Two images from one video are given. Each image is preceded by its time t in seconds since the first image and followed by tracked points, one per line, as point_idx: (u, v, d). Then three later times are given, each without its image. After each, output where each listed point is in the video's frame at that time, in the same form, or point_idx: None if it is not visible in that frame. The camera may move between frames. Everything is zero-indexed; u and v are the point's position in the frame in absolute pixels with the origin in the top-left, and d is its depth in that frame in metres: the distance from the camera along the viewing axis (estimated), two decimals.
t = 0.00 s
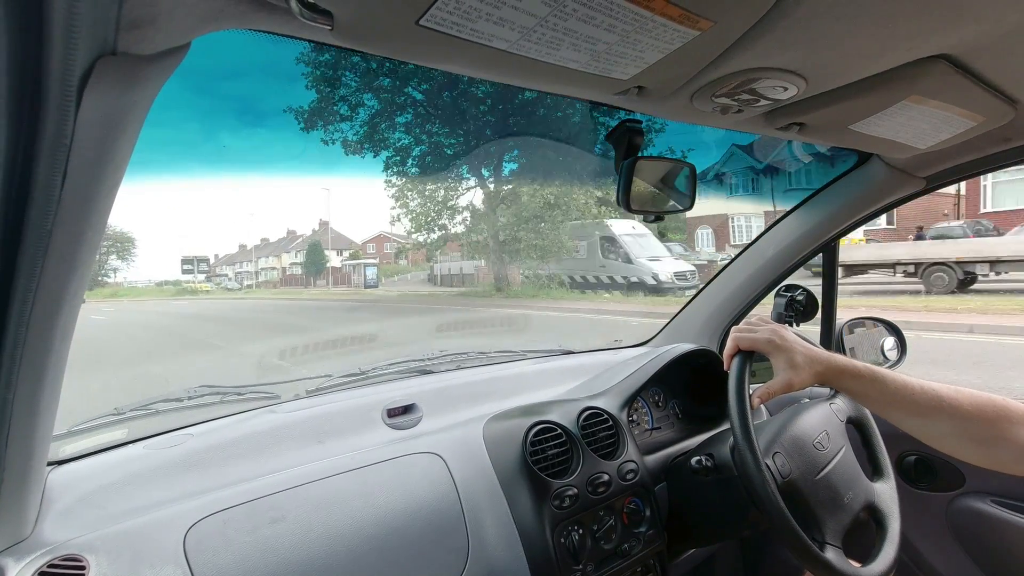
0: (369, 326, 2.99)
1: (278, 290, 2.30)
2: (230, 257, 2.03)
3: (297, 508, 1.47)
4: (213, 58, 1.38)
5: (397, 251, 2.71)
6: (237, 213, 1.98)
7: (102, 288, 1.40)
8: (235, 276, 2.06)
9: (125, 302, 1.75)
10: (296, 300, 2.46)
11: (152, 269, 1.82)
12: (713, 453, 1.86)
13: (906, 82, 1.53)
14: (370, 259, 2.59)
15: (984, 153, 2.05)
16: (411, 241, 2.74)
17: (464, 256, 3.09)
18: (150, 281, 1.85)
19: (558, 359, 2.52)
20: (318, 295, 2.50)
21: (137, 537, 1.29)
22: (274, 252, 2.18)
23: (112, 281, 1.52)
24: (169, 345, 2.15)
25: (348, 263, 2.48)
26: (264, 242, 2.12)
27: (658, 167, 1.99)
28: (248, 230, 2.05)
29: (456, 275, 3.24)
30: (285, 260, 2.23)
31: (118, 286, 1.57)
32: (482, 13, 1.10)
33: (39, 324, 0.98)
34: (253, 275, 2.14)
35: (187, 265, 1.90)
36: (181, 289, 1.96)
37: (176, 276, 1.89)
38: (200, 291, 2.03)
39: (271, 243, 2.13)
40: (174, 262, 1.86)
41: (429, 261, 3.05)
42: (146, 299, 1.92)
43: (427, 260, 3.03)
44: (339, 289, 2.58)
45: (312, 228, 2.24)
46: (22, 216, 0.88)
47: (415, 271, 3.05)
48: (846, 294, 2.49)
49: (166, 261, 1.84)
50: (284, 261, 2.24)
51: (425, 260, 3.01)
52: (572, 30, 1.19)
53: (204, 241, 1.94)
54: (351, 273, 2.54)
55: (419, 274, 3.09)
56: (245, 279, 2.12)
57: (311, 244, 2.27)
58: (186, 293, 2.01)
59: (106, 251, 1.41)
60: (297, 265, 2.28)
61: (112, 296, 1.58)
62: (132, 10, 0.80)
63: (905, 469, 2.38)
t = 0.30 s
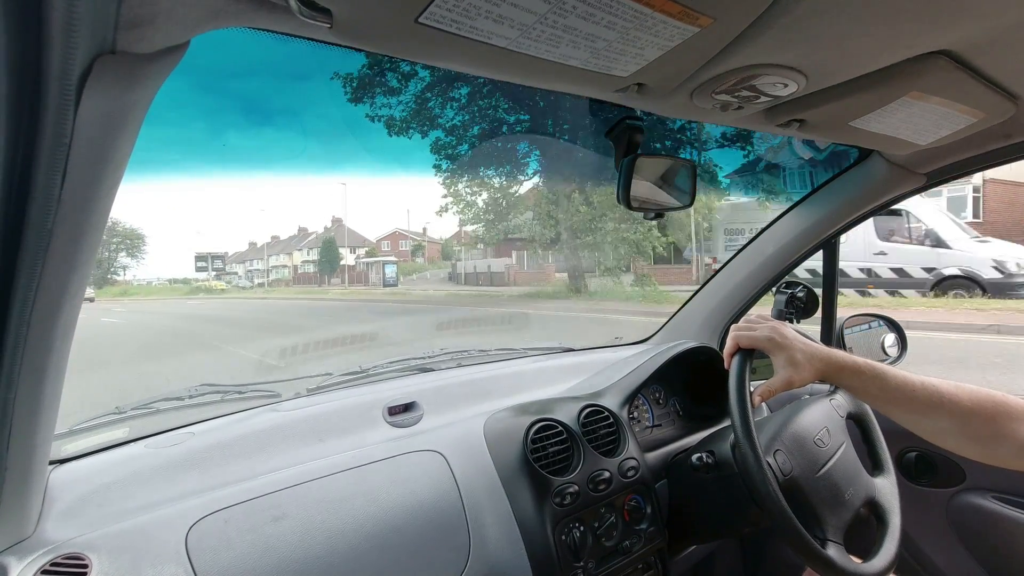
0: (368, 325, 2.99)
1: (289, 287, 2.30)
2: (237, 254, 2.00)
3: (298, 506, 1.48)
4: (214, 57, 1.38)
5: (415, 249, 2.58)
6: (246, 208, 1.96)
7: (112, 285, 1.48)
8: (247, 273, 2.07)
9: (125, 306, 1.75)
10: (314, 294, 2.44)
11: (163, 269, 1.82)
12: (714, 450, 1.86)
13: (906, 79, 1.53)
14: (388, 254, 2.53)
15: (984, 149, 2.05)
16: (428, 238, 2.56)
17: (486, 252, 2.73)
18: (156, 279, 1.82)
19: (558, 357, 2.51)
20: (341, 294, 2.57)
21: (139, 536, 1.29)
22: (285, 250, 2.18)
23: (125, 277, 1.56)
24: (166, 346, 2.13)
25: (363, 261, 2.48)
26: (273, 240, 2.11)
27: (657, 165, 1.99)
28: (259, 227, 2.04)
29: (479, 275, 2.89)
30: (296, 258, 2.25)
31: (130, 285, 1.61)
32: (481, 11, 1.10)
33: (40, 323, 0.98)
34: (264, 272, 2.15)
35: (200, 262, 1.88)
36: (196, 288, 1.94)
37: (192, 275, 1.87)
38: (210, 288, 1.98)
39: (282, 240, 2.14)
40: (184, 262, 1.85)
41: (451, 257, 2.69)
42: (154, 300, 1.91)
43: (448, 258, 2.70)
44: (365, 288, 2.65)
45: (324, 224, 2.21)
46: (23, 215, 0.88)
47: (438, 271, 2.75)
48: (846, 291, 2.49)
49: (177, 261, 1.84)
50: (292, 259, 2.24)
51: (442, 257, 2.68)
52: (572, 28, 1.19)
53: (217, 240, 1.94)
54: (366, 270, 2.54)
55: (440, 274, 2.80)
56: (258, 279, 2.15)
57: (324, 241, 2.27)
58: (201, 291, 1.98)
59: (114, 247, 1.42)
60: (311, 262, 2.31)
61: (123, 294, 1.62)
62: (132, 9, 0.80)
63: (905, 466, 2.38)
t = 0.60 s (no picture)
0: (368, 325, 3.00)
1: (303, 285, 2.42)
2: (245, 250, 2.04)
3: (298, 506, 1.48)
4: (216, 59, 1.37)
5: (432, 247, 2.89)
6: (259, 206, 2.00)
7: (123, 283, 1.54)
8: (257, 271, 2.10)
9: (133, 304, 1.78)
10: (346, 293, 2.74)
11: (181, 266, 1.86)
12: (714, 449, 1.87)
13: (906, 77, 1.53)
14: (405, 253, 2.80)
15: (984, 148, 2.05)
16: (444, 236, 2.87)
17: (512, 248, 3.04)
18: (159, 279, 1.85)
19: (557, 356, 2.52)
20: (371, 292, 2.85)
21: (140, 536, 1.29)
22: (297, 249, 2.27)
23: (132, 276, 1.61)
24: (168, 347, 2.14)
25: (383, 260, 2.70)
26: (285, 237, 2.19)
27: (657, 165, 2.00)
28: (271, 223, 2.09)
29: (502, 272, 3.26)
30: (308, 255, 2.34)
31: (138, 284, 1.65)
32: (480, 10, 1.10)
33: (40, 323, 0.98)
34: (275, 270, 2.19)
35: (215, 259, 1.91)
36: (210, 285, 1.99)
37: (205, 272, 1.90)
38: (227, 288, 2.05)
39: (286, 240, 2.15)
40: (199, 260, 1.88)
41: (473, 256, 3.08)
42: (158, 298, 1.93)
43: (465, 256, 3.06)
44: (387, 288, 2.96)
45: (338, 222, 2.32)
46: (23, 216, 0.88)
47: (458, 267, 3.12)
48: (846, 290, 2.49)
49: (192, 258, 1.87)
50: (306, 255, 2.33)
51: (459, 255, 3.05)
52: (572, 27, 1.19)
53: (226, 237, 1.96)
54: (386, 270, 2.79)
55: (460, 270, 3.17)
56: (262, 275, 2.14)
57: (341, 237, 2.41)
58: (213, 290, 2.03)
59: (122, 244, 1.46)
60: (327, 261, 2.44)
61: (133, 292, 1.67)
62: (131, 9, 0.80)
63: (906, 465, 2.38)
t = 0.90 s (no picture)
0: (367, 326, 3.00)
1: (320, 284, 2.52)
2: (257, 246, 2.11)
3: (297, 508, 1.47)
4: (217, 61, 1.37)
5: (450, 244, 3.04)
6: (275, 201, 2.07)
7: (134, 282, 1.65)
8: (270, 270, 2.20)
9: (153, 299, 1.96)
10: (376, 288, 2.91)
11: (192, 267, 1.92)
12: (713, 451, 1.87)
13: (905, 79, 1.53)
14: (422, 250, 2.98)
15: (983, 150, 2.05)
16: (462, 234, 2.97)
17: (540, 247, 3.08)
18: (163, 277, 1.89)
19: (556, 357, 2.52)
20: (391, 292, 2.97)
21: (138, 537, 1.29)
22: (310, 246, 2.36)
23: (144, 273, 1.74)
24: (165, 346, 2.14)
25: (400, 258, 2.91)
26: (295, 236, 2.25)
27: (656, 166, 1.99)
28: (284, 220, 2.14)
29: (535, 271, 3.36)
30: (320, 253, 2.40)
31: (150, 282, 1.83)
32: (480, 11, 1.10)
33: (40, 322, 0.98)
34: (287, 269, 2.28)
35: (233, 257, 2.00)
36: (229, 283, 2.10)
37: (222, 270, 1.99)
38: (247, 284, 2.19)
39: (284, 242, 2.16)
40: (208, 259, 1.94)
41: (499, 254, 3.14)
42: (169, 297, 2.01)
43: (483, 254, 3.15)
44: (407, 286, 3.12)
45: (351, 220, 2.42)
46: (22, 215, 0.88)
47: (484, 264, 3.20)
48: (844, 291, 2.50)
49: (199, 256, 1.92)
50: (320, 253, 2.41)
51: (477, 253, 3.15)
52: (572, 28, 1.19)
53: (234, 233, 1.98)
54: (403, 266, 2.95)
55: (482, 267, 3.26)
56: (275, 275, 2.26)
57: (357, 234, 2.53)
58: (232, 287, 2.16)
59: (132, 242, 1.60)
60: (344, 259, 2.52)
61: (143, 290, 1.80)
62: (131, 10, 0.80)
63: (904, 465, 2.39)
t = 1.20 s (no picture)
0: (366, 325, 3.00)
1: (338, 281, 2.73)
2: (276, 242, 2.21)
3: (294, 506, 1.47)
4: (218, 59, 1.37)
5: (471, 242, 3.68)
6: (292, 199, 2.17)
7: (147, 280, 1.75)
8: (288, 267, 2.30)
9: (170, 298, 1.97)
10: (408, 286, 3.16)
11: (209, 262, 1.94)
12: (710, 450, 1.87)
13: (903, 80, 1.54)
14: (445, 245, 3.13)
15: (981, 151, 2.06)
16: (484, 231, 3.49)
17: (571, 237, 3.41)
18: (176, 276, 1.88)
19: (554, 356, 2.52)
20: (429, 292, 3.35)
21: (134, 534, 1.29)
22: (325, 245, 2.49)
23: (159, 271, 1.81)
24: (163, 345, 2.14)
25: (417, 257, 3.16)
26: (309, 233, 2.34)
27: (655, 165, 1.99)
28: (302, 217, 2.26)
29: (568, 270, 3.82)
30: (336, 252, 2.58)
31: (165, 281, 1.85)
32: (479, 10, 1.10)
33: (36, 319, 0.98)
34: (304, 267, 2.47)
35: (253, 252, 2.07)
36: (251, 283, 2.15)
37: (244, 267, 2.04)
38: (270, 283, 2.27)
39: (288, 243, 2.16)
40: (227, 259, 1.97)
41: (522, 252, 3.77)
42: (189, 297, 2.01)
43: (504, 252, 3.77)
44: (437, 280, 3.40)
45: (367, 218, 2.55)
46: (19, 211, 0.88)
47: (508, 262, 3.81)
48: (842, 291, 2.50)
49: (216, 253, 1.95)
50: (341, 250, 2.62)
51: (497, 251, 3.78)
52: (571, 27, 1.19)
53: (247, 231, 2.05)
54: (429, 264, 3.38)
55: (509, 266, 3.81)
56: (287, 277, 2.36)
57: (376, 231, 2.69)
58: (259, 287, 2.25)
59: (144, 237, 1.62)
60: (362, 257, 2.71)
61: (159, 290, 1.85)
62: (128, 6, 0.80)
63: (901, 466, 2.39)
